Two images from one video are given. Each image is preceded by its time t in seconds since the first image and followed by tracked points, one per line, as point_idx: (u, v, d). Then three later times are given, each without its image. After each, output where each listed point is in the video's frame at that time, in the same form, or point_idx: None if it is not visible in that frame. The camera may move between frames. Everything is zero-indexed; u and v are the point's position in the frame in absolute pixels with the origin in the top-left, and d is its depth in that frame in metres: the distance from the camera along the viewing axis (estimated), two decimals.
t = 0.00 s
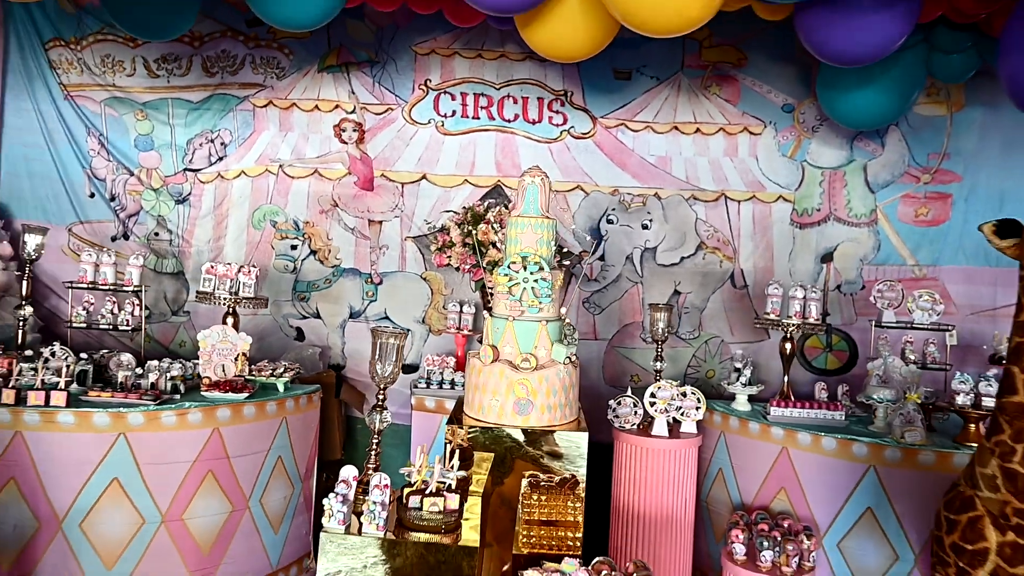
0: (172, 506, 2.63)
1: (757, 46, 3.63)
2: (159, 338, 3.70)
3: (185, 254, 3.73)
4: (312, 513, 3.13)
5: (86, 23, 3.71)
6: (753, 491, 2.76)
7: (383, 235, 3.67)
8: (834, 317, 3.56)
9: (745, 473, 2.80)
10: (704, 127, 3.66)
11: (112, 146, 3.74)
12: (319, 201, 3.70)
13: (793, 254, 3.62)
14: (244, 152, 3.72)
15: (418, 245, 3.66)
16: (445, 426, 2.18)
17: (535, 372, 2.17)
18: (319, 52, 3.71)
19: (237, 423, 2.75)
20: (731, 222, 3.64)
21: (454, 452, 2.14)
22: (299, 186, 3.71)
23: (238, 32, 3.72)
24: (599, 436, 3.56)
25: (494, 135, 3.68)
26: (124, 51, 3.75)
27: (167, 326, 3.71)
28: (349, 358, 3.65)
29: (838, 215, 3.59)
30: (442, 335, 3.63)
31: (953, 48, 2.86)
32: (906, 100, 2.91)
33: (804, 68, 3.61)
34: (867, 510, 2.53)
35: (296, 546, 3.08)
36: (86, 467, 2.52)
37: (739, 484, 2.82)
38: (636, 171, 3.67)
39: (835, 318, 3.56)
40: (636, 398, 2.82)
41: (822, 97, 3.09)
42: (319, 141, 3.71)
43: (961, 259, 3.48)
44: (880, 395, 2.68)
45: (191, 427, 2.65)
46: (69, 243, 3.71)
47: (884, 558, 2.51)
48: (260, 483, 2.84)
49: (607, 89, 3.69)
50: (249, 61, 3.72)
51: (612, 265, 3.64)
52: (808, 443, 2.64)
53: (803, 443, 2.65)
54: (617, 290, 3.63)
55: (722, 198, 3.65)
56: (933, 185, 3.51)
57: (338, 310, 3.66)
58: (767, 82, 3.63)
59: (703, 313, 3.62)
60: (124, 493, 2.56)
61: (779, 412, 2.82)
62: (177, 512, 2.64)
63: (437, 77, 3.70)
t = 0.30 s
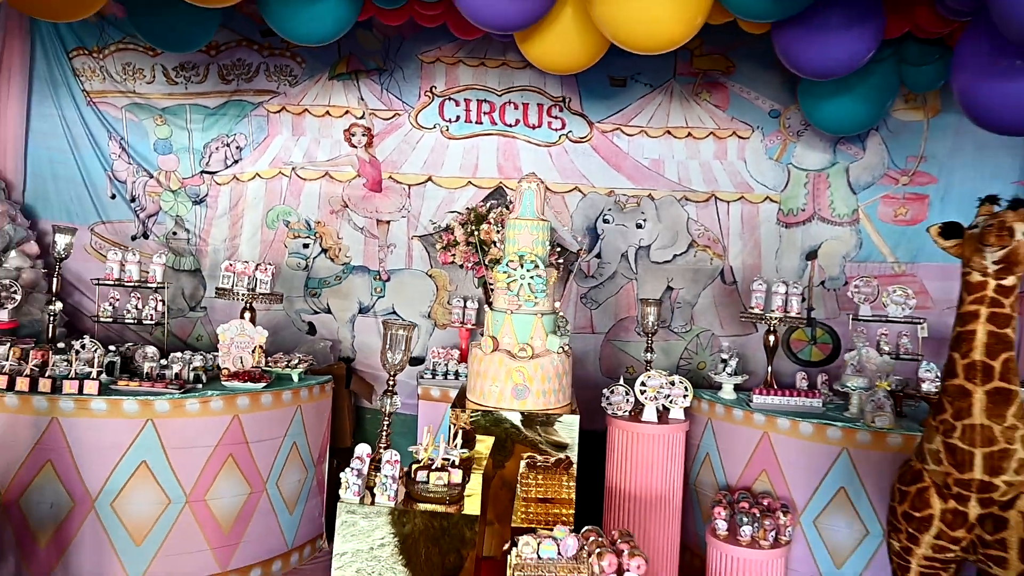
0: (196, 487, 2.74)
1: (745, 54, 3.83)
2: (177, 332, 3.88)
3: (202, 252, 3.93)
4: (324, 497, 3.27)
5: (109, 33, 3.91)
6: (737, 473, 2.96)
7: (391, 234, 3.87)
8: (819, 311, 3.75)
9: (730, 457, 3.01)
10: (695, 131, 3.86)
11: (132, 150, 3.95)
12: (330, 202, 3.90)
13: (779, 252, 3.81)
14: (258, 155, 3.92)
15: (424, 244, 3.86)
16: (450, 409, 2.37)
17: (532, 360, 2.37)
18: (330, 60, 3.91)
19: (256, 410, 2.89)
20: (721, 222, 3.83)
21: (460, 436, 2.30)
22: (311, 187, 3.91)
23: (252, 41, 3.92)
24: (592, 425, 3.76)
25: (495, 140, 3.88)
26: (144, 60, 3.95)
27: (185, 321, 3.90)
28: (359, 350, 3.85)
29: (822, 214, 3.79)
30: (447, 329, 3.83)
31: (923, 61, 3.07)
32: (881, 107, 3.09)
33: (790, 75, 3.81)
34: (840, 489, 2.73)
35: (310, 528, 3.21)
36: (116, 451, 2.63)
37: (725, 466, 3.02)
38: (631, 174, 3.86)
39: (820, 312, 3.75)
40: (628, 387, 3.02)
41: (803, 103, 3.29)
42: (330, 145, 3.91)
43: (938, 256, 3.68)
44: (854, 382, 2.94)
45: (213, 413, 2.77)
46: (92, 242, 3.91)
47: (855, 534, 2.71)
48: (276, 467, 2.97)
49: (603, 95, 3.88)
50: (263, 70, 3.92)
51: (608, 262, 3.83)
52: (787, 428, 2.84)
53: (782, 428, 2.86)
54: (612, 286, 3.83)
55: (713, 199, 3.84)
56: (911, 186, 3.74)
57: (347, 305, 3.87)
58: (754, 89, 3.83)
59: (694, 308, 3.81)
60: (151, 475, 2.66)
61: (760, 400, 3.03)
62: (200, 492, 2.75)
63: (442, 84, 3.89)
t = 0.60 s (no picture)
0: (213, 471, 2.93)
1: (728, 66, 4.05)
2: (189, 329, 4.07)
3: (212, 253, 4.12)
4: (330, 483, 3.47)
5: (124, 44, 4.09)
6: (717, 458, 3.19)
7: (392, 236, 4.08)
8: (797, 309, 3.98)
9: (710, 443, 3.23)
10: (681, 138, 4.07)
11: (146, 156, 4.13)
12: (335, 205, 4.11)
13: (760, 253, 4.03)
14: (267, 161, 4.12)
15: (424, 245, 4.07)
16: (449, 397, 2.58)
17: (525, 351, 2.59)
18: (334, 71, 4.12)
19: (268, 402, 3.09)
20: (705, 224, 4.05)
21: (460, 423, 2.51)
22: (317, 192, 4.11)
23: (261, 53, 4.12)
24: (582, 415, 3.99)
25: (492, 146, 4.09)
26: (157, 70, 4.13)
27: (196, 318, 4.10)
28: (362, 346, 4.06)
29: (801, 217, 4.02)
30: (446, 326, 4.04)
31: (889, 75, 3.27)
32: (852, 117, 3.32)
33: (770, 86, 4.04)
34: (811, 472, 2.94)
35: (317, 512, 3.41)
36: (139, 439, 2.82)
37: (706, 452, 3.25)
38: (620, 178, 4.07)
39: (798, 309, 3.98)
40: (615, 379, 3.23)
41: (781, 114, 3.51)
42: (335, 151, 4.12)
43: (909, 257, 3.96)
44: (825, 374, 3.17)
45: (228, 404, 2.97)
46: (107, 243, 4.09)
47: (825, 513, 2.92)
48: (287, 454, 3.17)
49: (594, 104, 4.09)
50: (271, 80, 4.12)
51: (599, 262, 4.05)
52: (763, 417, 3.06)
53: (758, 416, 3.08)
54: (603, 285, 4.04)
55: (697, 202, 4.05)
56: (885, 190, 3.99)
57: (351, 303, 4.08)
58: (736, 98, 4.05)
59: (680, 305, 4.03)
60: (171, 461, 2.86)
61: (739, 391, 3.25)
62: (217, 477, 2.94)
63: (441, 94, 4.10)
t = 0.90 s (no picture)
0: (234, 455, 3.16)
1: (717, 75, 4.27)
2: (206, 325, 4.28)
3: (228, 253, 4.33)
4: (342, 469, 3.69)
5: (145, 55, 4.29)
6: (705, 444, 3.41)
7: (399, 236, 4.30)
8: (784, 306, 4.19)
9: (698, 431, 3.45)
10: (672, 143, 4.30)
11: (165, 161, 4.33)
12: (344, 208, 4.32)
13: (748, 253, 4.25)
14: (279, 166, 4.34)
15: (429, 246, 4.29)
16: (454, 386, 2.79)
17: (523, 343, 2.80)
18: (343, 80, 4.33)
19: (285, 391, 3.31)
20: (696, 225, 4.27)
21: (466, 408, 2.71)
22: (327, 195, 4.32)
23: (274, 63, 4.32)
24: (578, 406, 4.20)
25: (493, 151, 4.31)
26: (176, 79, 4.34)
27: (213, 315, 4.31)
28: (371, 341, 4.27)
29: (787, 219, 4.24)
30: (450, 322, 4.26)
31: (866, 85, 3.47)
32: (831, 126, 3.54)
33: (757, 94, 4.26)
34: (791, 457, 3.16)
35: (330, 496, 3.63)
36: (167, 424, 3.06)
37: (694, 440, 3.46)
38: (615, 182, 4.29)
39: (785, 307, 4.19)
40: (608, 370, 3.44)
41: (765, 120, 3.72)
42: (344, 156, 4.34)
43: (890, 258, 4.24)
44: (805, 366, 3.38)
45: (249, 393, 3.19)
46: (128, 244, 4.30)
47: (803, 495, 3.13)
48: (302, 440, 3.39)
49: (590, 111, 4.31)
50: (283, 88, 4.33)
51: (595, 261, 4.27)
52: (746, 406, 3.28)
53: (742, 406, 3.30)
54: (598, 283, 4.26)
55: (688, 205, 4.28)
56: (867, 194, 4.22)
57: (360, 301, 4.29)
58: (725, 106, 4.28)
59: (672, 303, 4.25)
60: (196, 445, 3.09)
61: (725, 382, 3.46)
62: (238, 460, 3.17)
63: (445, 102, 4.33)
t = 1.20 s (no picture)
0: (254, 443, 3.38)
1: (711, 84, 4.48)
2: (224, 323, 4.49)
3: (244, 254, 4.54)
4: (353, 458, 3.90)
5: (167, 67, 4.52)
6: (696, 434, 3.61)
7: (407, 238, 4.52)
8: (775, 304, 4.39)
9: (690, 422, 3.65)
10: (668, 149, 4.50)
11: (185, 166, 4.57)
12: (355, 211, 4.54)
13: (740, 254, 4.45)
14: (294, 171, 4.55)
15: (435, 247, 4.50)
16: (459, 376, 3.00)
17: (524, 337, 3.00)
18: (354, 89, 4.56)
19: (301, 382, 3.53)
20: (690, 227, 4.47)
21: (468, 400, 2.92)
22: (339, 199, 4.54)
23: (288, 73, 4.55)
24: (577, 399, 4.40)
25: (497, 157, 4.52)
26: (196, 89, 4.57)
27: (230, 313, 4.52)
28: (380, 338, 4.49)
29: (777, 221, 4.44)
30: (455, 319, 4.48)
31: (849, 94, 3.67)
32: (817, 133, 3.74)
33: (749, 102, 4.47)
34: (776, 446, 3.35)
35: (342, 483, 3.85)
36: (192, 414, 3.28)
37: (686, 430, 3.67)
38: (613, 186, 4.50)
39: (775, 305, 4.38)
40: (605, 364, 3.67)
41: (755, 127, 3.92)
42: (355, 161, 4.55)
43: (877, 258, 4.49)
44: (791, 360, 3.58)
45: (268, 384, 3.41)
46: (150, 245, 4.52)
47: (788, 481, 3.33)
48: (316, 430, 3.61)
49: (589, 119, 4.53)
50: (297, 97, 4.56)
51: (594, 262, 4.47)
52: (735, 398, 3.48)
53: (731, 398, 3.50)
54: (597, 283, 4.47)
55: (683, 208, 4.48)
56: (854, 197, 4.43)
57: (369, 299, 4.51)
58: (718, 113, 4.48)
59: (667, 301, 4.45)
60: (219, 433, 3.31)
61: (716, 375, 3.66)
62: (257, 448, 3.39)
63: (451, 110, 4.54)
